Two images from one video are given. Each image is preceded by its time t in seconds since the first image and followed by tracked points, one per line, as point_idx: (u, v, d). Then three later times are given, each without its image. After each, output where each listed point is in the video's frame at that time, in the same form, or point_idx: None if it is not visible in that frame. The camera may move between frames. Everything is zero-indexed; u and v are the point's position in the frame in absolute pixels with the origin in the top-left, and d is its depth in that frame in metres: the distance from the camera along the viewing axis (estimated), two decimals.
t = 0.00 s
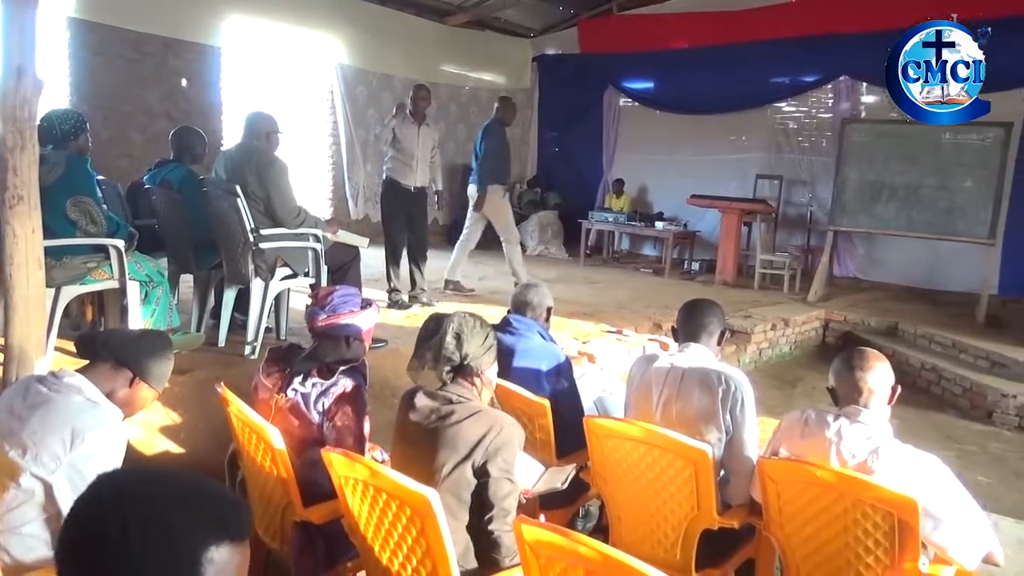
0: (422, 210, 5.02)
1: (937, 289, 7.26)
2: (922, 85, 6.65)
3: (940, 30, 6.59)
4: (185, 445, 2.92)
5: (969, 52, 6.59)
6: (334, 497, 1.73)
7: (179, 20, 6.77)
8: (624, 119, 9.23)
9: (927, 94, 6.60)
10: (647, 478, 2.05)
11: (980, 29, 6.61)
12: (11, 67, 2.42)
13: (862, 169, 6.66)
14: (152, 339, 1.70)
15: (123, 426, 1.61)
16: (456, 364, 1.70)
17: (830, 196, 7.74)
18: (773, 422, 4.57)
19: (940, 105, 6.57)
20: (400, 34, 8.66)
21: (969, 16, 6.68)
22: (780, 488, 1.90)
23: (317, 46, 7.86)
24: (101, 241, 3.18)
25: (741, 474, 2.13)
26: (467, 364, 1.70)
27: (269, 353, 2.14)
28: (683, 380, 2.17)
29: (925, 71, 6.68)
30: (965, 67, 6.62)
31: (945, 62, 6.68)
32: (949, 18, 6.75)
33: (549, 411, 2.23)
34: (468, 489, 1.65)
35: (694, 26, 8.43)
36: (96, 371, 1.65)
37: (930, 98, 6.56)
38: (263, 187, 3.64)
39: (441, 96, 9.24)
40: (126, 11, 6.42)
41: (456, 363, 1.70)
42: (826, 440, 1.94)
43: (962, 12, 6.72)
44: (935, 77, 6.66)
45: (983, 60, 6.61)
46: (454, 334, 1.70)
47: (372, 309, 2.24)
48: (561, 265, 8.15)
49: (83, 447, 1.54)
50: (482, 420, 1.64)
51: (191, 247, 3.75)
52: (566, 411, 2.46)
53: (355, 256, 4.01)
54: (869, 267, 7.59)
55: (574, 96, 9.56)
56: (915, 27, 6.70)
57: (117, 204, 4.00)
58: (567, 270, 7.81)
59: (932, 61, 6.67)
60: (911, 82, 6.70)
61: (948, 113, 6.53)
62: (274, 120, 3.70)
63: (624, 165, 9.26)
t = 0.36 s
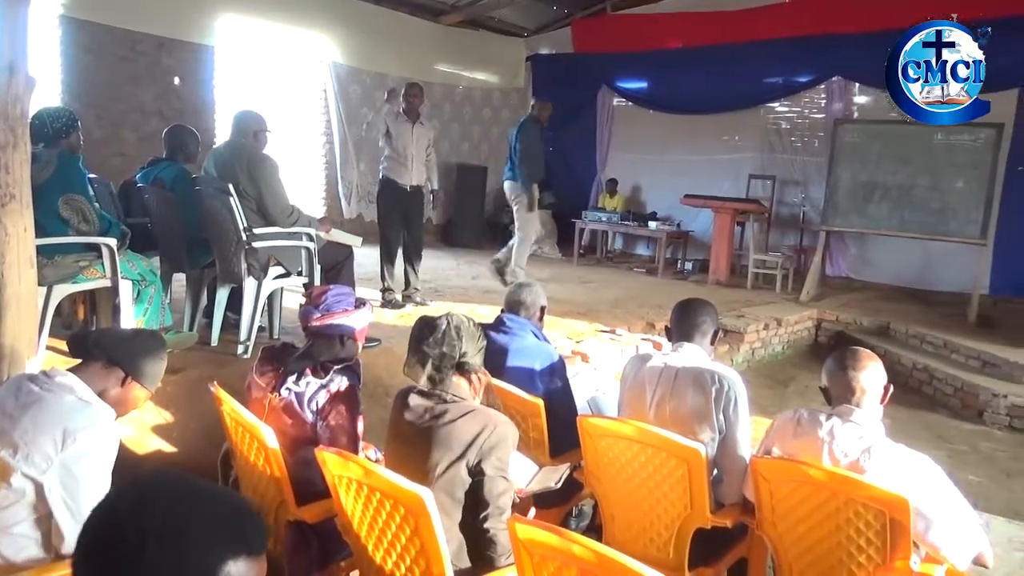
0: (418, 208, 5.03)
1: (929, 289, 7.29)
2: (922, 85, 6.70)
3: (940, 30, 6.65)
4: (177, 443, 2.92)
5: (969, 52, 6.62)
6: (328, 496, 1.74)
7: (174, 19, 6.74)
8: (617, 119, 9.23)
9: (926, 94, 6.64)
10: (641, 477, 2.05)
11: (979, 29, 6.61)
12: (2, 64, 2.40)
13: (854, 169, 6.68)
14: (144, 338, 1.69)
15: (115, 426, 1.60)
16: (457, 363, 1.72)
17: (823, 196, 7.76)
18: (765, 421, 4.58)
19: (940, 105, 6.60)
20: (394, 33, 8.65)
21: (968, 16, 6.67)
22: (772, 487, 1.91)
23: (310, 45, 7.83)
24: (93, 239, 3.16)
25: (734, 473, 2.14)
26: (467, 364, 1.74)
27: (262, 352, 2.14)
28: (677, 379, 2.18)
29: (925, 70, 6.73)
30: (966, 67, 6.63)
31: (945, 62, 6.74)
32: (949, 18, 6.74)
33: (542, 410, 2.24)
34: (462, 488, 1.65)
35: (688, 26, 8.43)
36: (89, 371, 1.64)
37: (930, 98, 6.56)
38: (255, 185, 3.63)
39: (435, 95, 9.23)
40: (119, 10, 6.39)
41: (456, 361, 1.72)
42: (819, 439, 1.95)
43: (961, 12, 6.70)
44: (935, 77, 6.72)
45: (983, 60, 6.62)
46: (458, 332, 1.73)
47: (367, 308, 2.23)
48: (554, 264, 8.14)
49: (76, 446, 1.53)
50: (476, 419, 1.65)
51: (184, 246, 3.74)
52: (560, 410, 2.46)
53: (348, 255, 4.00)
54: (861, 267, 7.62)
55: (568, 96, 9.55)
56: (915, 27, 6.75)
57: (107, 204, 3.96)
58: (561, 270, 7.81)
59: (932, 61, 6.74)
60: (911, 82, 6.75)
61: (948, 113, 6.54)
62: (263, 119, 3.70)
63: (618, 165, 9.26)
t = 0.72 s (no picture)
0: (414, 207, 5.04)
1: (919, 290, 7.33)
2: (922, 85, 6.68)
3: (940, 30, 6.55)
4: (167, 443, 2.91)
5: (970, 52, 6.55)
6: (321, 496, 1.73)
7: (166, 17, 6.72)
8: (611, 119, 9.26)
9: (927, 94, 6.66)
10: (633, 477, 2.06)
11: (980, 28, 6.54)
12: None
13: (845, 171, 6.71)
14: (136, 338, 1.69)
15: (107, 426, 1.60)
16: (451, 363, 1.73)
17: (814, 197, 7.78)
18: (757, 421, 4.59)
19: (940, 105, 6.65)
20: (388, 33, 8.62)
21: (969, 16, 6.56)
22: (764, 487, 1.91)
23: (303, 44, 7.81)
24: (84, 238, 3.14)
25: (726, 473, 2.15)
26: (460, 364, 1.74)
27: (254, 352, 2.13)
28: (669, 379, 2.18)
29: (926, 70, 6.68)
30: (966, 67, 6.59)
31: (946, 61, 6.66)
32: (949, 18, 6.64)
33: (535, 410, 2.24)
34: (455, 488, 1.65)
35: (681, 27, 8.44)
36: (80, 371, 1.64)
37: (930, 98, 6.61)
38: (246, 183, 3.62)
39: (428, 95, 9.23)
40: (110, 8, 6.36)
41: (449, 362, 1.72)
42: (810, 440, 1.97)
43: (962, 11, 6.59)
44: (935, 77, 6.69)
45: (983, 60, 6.57)
46: (450, 333, 1.73)
47: (359, 308, 2.23)
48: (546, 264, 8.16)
49: (68, 445, 1.53)
50: (469, 418, 1.64)
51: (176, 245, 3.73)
52: (553, 410, 2.47)
53: (340, 255, 3.99)
54: (852, 268, 7.65)
55: (560, 96, 9.55)
56: (915, 27, 6.67)
57: (98, 202, 3.94)
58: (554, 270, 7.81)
59: (932, 61, 6.67)
60: (911, 82, 6.71)
61: (948, 114, 6.67)
62: (256, 118, 3.69)
63: (611, 165, 9.26)
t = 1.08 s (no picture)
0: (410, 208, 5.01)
1: (908, 290, 7.37)
2: (922, 85, 6.73)
3: (940, 30, 6.61)
4: (156, 444, 2.89)
5: (970, 52, 6.57)
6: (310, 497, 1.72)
7: (155, 15, 6.68)
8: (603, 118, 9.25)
9: (927, 94, 6.70)
10: (624, 476, 2.06)
11: (980, 28, 6.55)
12: None
13: (835, 171, 6.74)
14: (124, 339, 1.67)
15: (94, 428, 1.59)
16: (441, 362, 1.72)
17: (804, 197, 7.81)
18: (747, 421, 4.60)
19: (940, 105, 6.67)
20: (379, 32, 8.60)
21: (968, 16, 6.61)
22: (755, 486, 1.92)
23: (294, 44, 7.78)
24: (72, 238, 3.12)
25: (717, 472, 2.15)
26: (450, 363, 1.74)
27: (244, 351, 2.12)
28: (661, 379, 2.19)
29: (925, 70, 6.73)
30: (966, 67, 6.60)
31: (946, 62, 6.70)
32: (949, 18, 6.69)
33: (526, 409, 2.24)
34: (446, 488, 1.65)
35: (672, 28, 8.46)
36: (68, 372, 1.63)
37: (930, 99, 6.65)
38: (236, 182, 3.60)
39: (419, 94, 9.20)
40: (100, 6, 6.32)
41: (440, 360, 1.72)
42: (801, 439, 1.97)
43: (961, 11, 6.64)
44: (935, 77, 6.71)
45: (983, 60, 6.58)
46: (440, 332, 1.72)
47: (350, 308, 2.22)
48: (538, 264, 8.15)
49: (56, 446, 1.51)
50: (460, 418, 1.64)
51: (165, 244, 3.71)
52: (544, 410, 2.46)
53: (331, 254, 3.98)
54: (842, 268, 7.69)
55: (550, 96, 9.56)
56: (915, 27, 6.70)
57: (88, 202, 3.92)
58: (545, 269, 7.81)
59: (932, 61, 6.72)
60: (911, 82, 6.78)
61: (948, 114, 6.68)
62: (246, 117, 3.67)
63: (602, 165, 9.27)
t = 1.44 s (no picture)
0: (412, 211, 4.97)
1: (895, 289, 7.41)
2: (922, 85, 6.80)
3: (940, 30, 6.68)
4: (142, 445, 2.86)
5: (970, 52, 6.60)
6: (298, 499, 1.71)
7: (141, 12, 6.62)
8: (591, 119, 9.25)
9: (927, 94, 6.78)
10: (613, 476, 2.06)
11: (980, 28, 6.54)
12: None
13: (822, 170, 6.76)
14: (109, 340, 1.66)
15: (78, 430, 1.57)
16: (430, 362, 1.71)
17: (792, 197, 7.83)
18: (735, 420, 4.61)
19: (940, 105, 6.72)
20: (367, 31, 8.57)
21: (969, 17, 6.59)
22: (744, 485, 1.92)
23: (281, 43, 7.74)
24: (57, 237, 3.09)
25: (708, 471, 2.16)
26: (438, 363, 1.72)
27: (231, 352, 2.10)
28: (651, 379, 2.19)
29: (926, 70, 6.81)
30: (966, 67, 6.63)
31: (946, 61, 6.76)
32: (948, 18, 6.68)
33: (514, 409, 2.24)
34: (435, 489, 1.64)
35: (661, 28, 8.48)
36: (52, 373, 1.61)
37: (929, 99, 6.71)
38: (223, 182, 3.57)
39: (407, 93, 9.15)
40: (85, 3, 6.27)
41: (428, 360, 1.70)
42: (790, 438, 1.98)
43: (961, 11, 6.62)
44: (935, 77, 6.79)
45: (984, 60, 6.57)
46: (428, 331, 1.71)
47: (339, 308, 2.21)
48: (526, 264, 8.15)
49: (39, 449, 1.50)
50: (448, 420, 1.63)
51: (151, 244, 3.67)
52: (533, 410, 2.45)
53: (319, 254, 3.96)
54: (829, 267, 7.72)
55: (539, 95, 9.55)
56: (914, 27, 6.77)
57: (71, 201, 3.87)
58: (534, 269, 7.80)
59: (932, 61, 6.80)
60: (911, 82, 6.84)
61: (947, 113, 6.68)
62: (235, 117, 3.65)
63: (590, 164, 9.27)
